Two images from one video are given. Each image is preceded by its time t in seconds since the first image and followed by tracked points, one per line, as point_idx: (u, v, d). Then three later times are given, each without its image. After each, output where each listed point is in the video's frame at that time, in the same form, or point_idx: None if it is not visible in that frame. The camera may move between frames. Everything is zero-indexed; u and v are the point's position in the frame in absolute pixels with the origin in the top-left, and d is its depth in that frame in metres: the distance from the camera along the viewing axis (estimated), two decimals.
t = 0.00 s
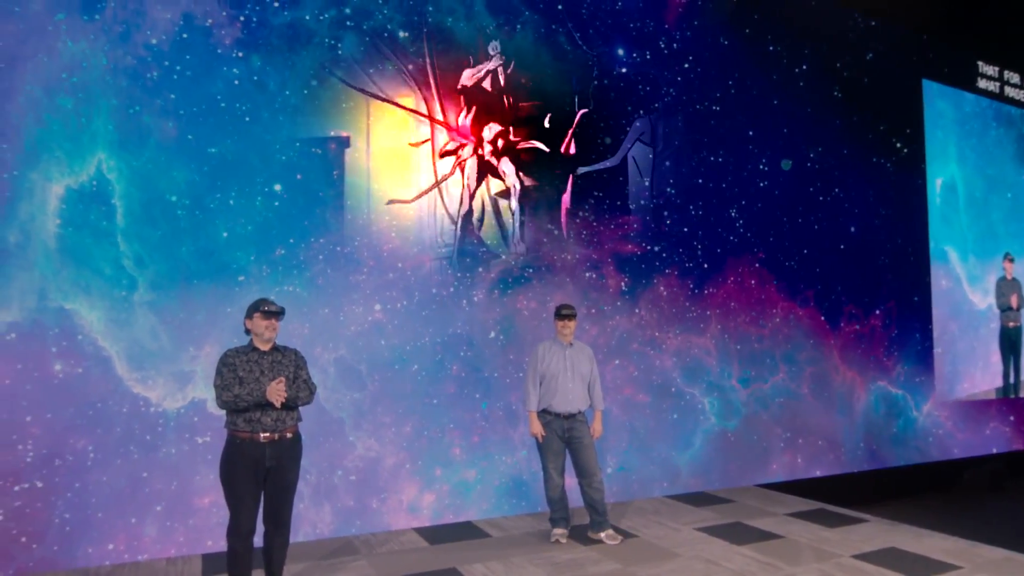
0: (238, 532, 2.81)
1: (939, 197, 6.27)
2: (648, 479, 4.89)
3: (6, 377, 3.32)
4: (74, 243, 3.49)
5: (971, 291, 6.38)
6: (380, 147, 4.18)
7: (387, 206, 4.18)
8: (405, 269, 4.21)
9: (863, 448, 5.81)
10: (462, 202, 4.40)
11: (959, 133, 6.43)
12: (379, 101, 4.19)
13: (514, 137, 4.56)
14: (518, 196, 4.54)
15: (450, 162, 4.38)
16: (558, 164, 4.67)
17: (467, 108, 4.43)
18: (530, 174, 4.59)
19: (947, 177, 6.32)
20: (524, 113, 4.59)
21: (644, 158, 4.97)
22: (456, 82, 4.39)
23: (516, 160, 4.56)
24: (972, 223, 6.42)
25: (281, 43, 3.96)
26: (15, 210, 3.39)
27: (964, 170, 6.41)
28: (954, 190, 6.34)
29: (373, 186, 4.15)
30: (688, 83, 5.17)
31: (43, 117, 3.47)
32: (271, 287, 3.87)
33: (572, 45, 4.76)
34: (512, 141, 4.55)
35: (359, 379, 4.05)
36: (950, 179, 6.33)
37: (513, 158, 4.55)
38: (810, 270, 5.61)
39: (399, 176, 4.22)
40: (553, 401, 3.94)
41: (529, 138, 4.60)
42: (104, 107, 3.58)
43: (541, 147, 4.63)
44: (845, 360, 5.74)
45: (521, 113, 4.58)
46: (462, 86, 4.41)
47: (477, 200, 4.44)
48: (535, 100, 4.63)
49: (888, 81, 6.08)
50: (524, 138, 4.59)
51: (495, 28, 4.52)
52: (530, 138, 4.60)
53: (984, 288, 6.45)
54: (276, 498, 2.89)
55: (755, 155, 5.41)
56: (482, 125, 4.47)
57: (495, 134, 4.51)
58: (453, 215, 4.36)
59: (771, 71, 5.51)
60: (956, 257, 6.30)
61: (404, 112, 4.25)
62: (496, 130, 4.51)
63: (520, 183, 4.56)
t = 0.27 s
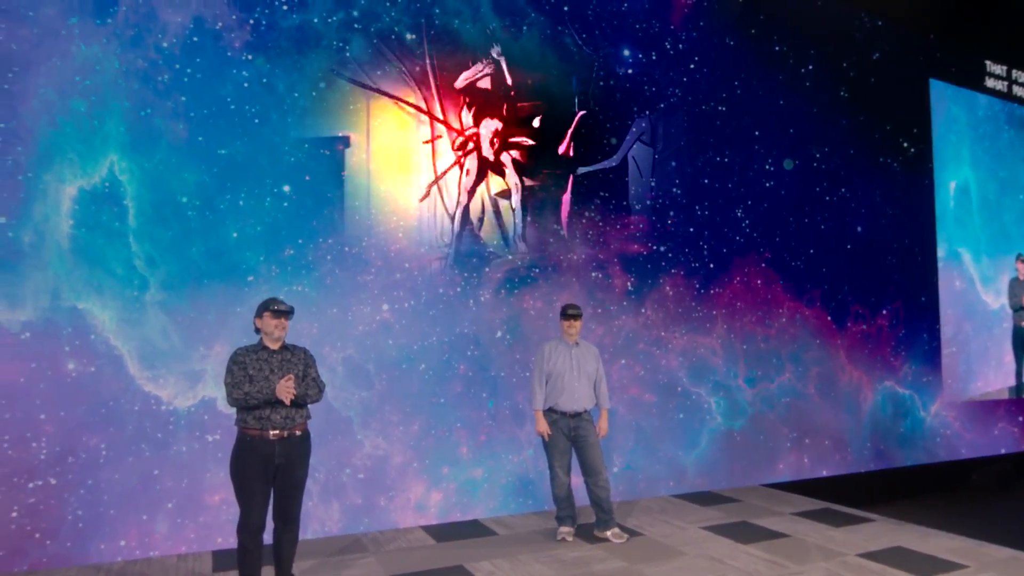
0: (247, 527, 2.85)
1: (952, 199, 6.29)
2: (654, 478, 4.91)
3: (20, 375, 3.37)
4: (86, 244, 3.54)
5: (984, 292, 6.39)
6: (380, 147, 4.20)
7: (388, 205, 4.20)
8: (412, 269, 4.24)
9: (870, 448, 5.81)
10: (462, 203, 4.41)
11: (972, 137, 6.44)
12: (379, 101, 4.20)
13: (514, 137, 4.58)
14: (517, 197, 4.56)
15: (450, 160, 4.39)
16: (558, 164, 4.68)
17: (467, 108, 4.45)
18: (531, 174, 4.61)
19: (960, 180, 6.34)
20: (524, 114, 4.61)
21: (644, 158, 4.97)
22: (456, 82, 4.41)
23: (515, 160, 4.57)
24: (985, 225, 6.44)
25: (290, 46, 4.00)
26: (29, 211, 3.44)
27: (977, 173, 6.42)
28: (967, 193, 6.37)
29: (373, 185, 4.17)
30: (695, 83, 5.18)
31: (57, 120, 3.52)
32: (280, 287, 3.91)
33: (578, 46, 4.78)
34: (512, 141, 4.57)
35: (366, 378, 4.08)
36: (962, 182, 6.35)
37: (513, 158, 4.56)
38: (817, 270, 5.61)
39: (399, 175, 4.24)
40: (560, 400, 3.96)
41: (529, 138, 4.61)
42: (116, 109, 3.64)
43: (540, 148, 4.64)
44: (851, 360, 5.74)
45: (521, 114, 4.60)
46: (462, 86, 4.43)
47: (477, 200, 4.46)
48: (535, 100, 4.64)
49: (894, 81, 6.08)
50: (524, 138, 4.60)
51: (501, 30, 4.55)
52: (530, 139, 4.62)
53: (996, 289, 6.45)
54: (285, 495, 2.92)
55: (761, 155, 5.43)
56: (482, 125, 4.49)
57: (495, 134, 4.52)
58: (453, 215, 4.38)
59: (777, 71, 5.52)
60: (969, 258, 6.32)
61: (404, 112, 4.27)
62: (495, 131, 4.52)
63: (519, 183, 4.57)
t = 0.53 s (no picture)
0: (259, 522, 2.88)
1: (967, 199, 6.28)
2: (662, 476, 4.92)
3: (36, 373, 3.43)
4: (101, 243, 3.60)
5: (998, 291, 6.36)
6: (380, 146, 4.21)
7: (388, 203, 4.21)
8: (421, 268, 4.27)
9: (879, 447, 5.79)
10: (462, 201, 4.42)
11: (987, 137, 6.42)
12: (379, 100, 4.22)
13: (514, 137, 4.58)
14: (518, 196, 4.55)
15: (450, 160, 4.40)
16: (558, 164, 4.67)
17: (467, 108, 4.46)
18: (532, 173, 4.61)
19: (975, 180, 6.32)
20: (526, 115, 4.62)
21: (645, 158, 4.96)
22: (456, 83, 4.42)
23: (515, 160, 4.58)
24: (1000, 225, 6.41)
25: (300, 47, 4.04)
26: (45, 211, 3.50)
27: (992, 173, 6.40)
28: (981, 193, 6.34)
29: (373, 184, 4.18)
30: (702, 83, 5.19)
31: (72, 121, 3.58)
32: (291, 286, 3.95)
33: (585, 46, 4.80)
34: (511, 142, 4.57)
35: (376, 376, 4.12)
36: (977, 182, 6.33)
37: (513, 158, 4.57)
38: (825, 269, 5.61)
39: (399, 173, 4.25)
40: (568, 398, 3.98)
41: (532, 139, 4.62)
42: (129, 110, 3.69)
43: (541, 149, 4.64)
44: (860, 359, 5.73)
45: (521, 114, 4.60)
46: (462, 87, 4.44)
47: (477, 200, 4.46)
48: (537, 101, 4.65)
49: (903, 80, 6.06)
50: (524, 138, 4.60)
51: (509, 30, 4.57)
52: (530, 139, 4.62)
53: (1011, 288, 6.41)
54: (297, 490, 2.96)
55: (769, 153, 5.43)
56: (481, 125, 4.50)
57: (494, 134, 4.53)
58: (453, 214, 4.38)
59: (785, 70, 5.52)
60: (983, 257, 6.30)
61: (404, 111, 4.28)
62: (495, 131, 4.53)
63: (520, 183, 4.57)
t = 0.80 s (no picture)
0: (271, 518, 2.91)
1: (982, 199, 6.28)
2: (670, 475, 4.93)
3: (52, 370, 3.48)
4: (115, 242, 3.65)
5: (1013, 291, 6.36)
6: (380, 145, 4.22)
7: (388, 203, 4.22)
8: (430, 267, 4.30)
9: (888, 447, 5.78)
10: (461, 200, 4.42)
11: (1002, 138, 6.43)
12: (379, 100, 4.23)
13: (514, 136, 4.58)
14: (517, 197, 4.56)
15: (450, 160, 4.40)
16: (558, 164, 4.67)
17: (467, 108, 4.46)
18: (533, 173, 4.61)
19: (989, 180, 6.33)
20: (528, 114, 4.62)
21: (645, 158, 4.94)
22: (456, 82, 4.42)
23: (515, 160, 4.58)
24: (1015, 224, 6.40)
25: (311, 48, 4.08)
26: (60, 211, 3.55)
27: (1007, 172, 6.39)
28: (996, 193, 6.34)
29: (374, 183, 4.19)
30: (710, 82, 5.20)
31: (87, 122, 3.63)
32: (301, 285, 3.99)
33: (593, 46, 4.82)
34: (511, 142, 4.57)
35: (385, 374, 4.15)
36: (992, 182, 6.33)
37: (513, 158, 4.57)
38: (834, 268, 5.60)
39: (399, 173, 4.25)
40: (576, 397, 4.00)
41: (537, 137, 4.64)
42: (143, 111, 3.74)
43: (540, 149, 4.64)
44: (869, 359, 5.71)
45: (521, 114, 4.60)
46: (462, 86, 4.44)
47: (477, 199, 4.46)
48: (539, 101, 4.65)
49: (913, 79, 6.04)
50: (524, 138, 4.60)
51: (517, 30, 4.59)
52: (529, 139, 4.62)
53: None
54: (308, 486, 2.99)
55: (778, 153, 5.42)
56: (481, 125, 4.49)
57: (494, 134, 4.53)
58: (454, 215, 4.39)
59: (794, 69, 5.52)
60: (999, 256, 6.31)
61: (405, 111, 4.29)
62: (494, 130, 4.53)
63: (520, 184, 4.57)
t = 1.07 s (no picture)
0: (282, 514, 2.95)
1: (998, 199, 6.34)
2: (678, 475, 4.94)
3: (67, 369, 3.54)
4: (128, 243, 3.70)
5: None
6: (379, 145, 4.23)
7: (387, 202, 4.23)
8: (440, 267, 4.33)
9: (898, 448, 5.76)
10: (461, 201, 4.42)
11: (1016, 138, 6.49)
12: (379, 100, 4.25)
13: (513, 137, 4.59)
14: (517, 197, 4.56)
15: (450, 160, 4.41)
16: (559, 165, 4.67)
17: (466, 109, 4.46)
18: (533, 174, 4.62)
19: (1005, 180, 6.39)
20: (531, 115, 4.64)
21: (647, 158, 4.93)
22: (456, 84, 4.43)
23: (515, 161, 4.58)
24: None
25: (321, 51, 4.13)
26: (76, 212, 3.61)
27: (1021, 173, 6.46)
28: (1012, 193, 6.41)
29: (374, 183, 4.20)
30: (719, 83, 5.21)
31: (102, 124, 3.69)
32: (312, 285, 4.03)
33: (602, 47, 4.84)
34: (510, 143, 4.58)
35: (395, 373, 4.19)
36: (1007, 183, 6.39)
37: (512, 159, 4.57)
38: (843, 269, 5.59)
39: (400, 172, 4.27)
40: (585, 396, 4.01)
41: (543, 137, 4.66)
42: (157, 113, 3.79)
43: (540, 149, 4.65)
44: (879, 359, 5.70)
45: (520, 115, 4.60)
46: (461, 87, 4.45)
47: (476, 200, 4.46)
48: (540, 101, 4.66)
49: (923, 78, 6.03)
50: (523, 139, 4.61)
51: (526, 32, 4.62)
52: (529, 140, 4.63)
53: None
54: (319, 483, 3.02)
55: (786, 153, 5.43)
56: (481, 126, 4.50)
57: (493, 135, 4.53)
58: (454, 214, 4.39)
59: (803, 69, 5.52)
60: (1015, 255, 6.37)
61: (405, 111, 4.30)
62: (493, 131, 4.53)
63: (519, 184, 4.58)
